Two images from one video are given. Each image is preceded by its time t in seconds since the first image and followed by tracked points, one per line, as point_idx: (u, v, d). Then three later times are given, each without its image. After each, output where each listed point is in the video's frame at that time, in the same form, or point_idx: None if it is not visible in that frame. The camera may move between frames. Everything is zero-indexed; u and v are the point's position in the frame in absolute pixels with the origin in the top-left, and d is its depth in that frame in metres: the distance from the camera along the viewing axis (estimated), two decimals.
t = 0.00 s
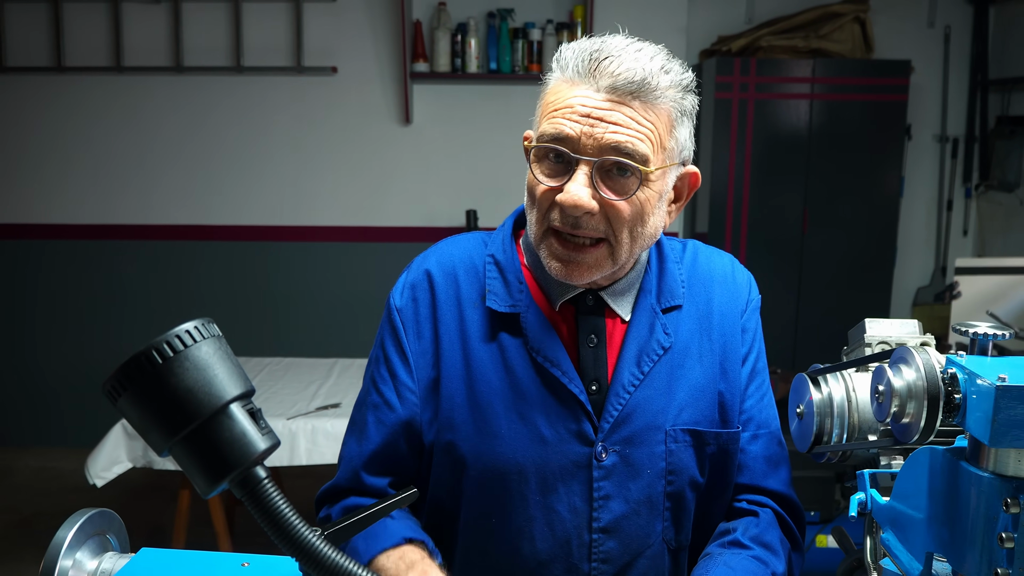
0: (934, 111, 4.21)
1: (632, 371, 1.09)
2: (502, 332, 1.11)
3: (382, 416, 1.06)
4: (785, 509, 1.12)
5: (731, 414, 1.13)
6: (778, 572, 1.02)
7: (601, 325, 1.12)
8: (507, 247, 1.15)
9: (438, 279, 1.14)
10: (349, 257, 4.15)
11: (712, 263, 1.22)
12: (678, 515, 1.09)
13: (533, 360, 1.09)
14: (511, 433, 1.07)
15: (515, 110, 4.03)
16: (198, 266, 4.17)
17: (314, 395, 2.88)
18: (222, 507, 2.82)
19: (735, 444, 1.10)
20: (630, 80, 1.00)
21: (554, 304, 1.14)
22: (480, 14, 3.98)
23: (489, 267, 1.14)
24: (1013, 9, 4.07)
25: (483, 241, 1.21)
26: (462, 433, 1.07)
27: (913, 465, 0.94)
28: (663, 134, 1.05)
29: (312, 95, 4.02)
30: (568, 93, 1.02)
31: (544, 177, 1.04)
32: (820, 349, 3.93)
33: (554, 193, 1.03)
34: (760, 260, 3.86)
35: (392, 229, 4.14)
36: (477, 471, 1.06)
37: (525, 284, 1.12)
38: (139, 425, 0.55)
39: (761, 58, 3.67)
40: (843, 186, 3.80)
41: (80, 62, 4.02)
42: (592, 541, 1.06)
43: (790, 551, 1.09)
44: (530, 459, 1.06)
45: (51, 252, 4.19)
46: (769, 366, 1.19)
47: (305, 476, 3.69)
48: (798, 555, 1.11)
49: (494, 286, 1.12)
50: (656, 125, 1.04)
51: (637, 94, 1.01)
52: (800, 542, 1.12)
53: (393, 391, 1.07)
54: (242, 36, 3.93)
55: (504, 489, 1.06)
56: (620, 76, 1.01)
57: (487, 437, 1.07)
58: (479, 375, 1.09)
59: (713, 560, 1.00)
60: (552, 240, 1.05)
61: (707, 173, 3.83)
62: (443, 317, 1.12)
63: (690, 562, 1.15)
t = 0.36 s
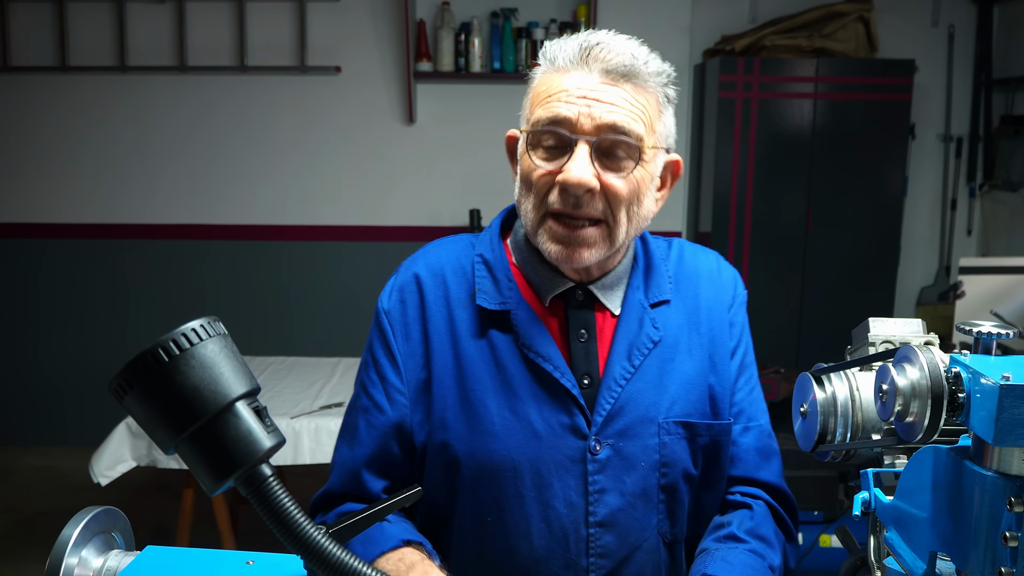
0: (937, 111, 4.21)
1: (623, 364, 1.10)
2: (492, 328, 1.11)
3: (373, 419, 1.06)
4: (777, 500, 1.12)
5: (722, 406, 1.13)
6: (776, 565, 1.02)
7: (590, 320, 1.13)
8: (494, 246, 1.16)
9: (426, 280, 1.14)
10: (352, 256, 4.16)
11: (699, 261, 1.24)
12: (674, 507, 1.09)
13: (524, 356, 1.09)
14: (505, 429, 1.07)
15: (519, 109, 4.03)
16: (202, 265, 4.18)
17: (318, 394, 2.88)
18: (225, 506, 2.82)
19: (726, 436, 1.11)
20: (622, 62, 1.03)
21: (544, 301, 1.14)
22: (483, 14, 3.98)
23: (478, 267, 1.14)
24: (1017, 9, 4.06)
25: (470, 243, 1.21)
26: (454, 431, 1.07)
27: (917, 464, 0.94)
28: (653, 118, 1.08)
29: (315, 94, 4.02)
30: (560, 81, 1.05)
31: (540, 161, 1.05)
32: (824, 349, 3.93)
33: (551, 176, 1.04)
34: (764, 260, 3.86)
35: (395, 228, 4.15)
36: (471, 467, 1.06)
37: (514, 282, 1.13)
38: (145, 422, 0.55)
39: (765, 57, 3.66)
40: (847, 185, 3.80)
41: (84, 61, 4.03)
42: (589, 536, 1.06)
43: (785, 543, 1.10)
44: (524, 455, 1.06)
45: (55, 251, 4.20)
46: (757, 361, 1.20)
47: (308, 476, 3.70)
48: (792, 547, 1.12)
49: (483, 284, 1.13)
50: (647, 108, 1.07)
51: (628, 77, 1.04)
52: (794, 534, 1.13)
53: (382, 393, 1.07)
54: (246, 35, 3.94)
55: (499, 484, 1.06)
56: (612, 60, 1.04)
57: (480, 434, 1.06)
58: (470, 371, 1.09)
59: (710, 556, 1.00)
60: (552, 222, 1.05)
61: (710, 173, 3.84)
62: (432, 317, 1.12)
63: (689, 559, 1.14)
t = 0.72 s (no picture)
0: (935, 113, 4.22)
1: (590, 362, 1.10)
2: (460, 325, 1.11)
3: (346, 414, 1.04)
4: (745, 499, 1.12)
5: (687, 405, 1.14)
6: (752, 559, 1.04)
7: (557, 316, 1.13)
8: (463, 245, 1.16)
9: (395, 276, 1.14)
10: (350, 258, 4.16)
11: (663, 265, 1.24)
12: (638, 504, 1.11)
13: (492, 353, 1.10)
14: (472, 427, 1.07)
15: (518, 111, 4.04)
16: (200, 267, 4.18)
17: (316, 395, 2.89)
18: (223, 506, 2.82)
19: (691, 433, 1.12)
20: (596, 55, 1.06)
21: (511, 298, 1.14)
22: (482, 16, 3.99)
23: (447, 265, 1.14)
24: (1014, 11, 4.08)
25: (438, 243, 1.21)
26: (422, 428, 1.07)
27: (910, 463, 0.94)
28: (626, 113, 1.10)
29: (314, 96, 4.03)
30: (535, 75, 1.06)
31: (517, 153, 1.06)
32: (822, 351, 3.93)
33: (529, 167, 1.05)
34: (762, 261, 3.87)
35: (393, 230, 4.15)
36: (437, 466, 1.06)
37: (483, 280, 1.13)
38: (141, 420, 0.56)
39: (763, 60, 3.67)
40: (846, 187, 3.81)
41: (84, 63, 4.03)
42: (554, 533, 1.06)
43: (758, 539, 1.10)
44: (490, 453, 1.06)
45: (53, 252, 4.20)
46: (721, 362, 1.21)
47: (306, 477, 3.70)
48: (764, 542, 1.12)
49: (452, 282, 1.13)
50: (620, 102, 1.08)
51: (602, 70, 1.06)
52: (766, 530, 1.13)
53: (357, 389, 1.05)
54: (246, 37, 3.95)
55: (466, 483, 1.06)
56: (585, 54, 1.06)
57: (446, 432, 1.07)
58: (438, 370, 1.09)
59: (689, 555, 1.01)
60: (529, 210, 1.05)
61: (708, 175, 3.84)
62: (401, 314, 1.12)
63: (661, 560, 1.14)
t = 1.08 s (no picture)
0: (931, 114, 4.23)
1: (564, 373, 1.10)
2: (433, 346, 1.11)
3: (328, 442, 1.04)
4: (729, 488, 1.15)
5: (660, 401, 1.16)
6: (736, 544, 1.05)
7: (531, 330, 1.13)
8: (429, 259, 1.15)
9: (362, 296, 1.13)
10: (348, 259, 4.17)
11: (629, 256, 1.26)
12: (622, 505, 1.13)
13: (467, 373, 1.09)
14: (452, 448, 1.07)
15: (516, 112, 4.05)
16: (199, 268, 4.19)
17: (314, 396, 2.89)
18: (221, 506, 2.82)
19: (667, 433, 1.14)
20: (560, 76, 1.02)
21: (482, 312, 1.13)
22: (480, 17, 4.00)
23: (414, 281, 1.13)
24: (1010, 12, 4.09)
25: (401, 252, 1.20)
26: (401, 449, 1.07)
27: (901, 462, 0.96)
28: (591, 128, 1.07)
29: (311, 98, 4.04)
30: (498, 96, 1.02)
31: (484, 183, 1.04)
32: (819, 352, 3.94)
33: (497, 198, 1.04)
34: (759, 263, 3.88)
35: (391, 231, 4.16)
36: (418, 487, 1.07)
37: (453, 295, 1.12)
38: (137, 418, 0.56)
39: (760, 61, 3.68)
40: (843, 188, 3.81)
41: (82, 64, 4.03)
42: (540, 542, 1.08)
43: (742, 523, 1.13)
44: (472, 470, 1.07)
45: (51, 254, 4.20)
46: (689, 349, 1.23)
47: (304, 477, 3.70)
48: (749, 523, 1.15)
49: (421, 301, 1.12)
50: (585, 119, 1.06)
51: (566, 90, 1.03)
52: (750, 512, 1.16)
53: (336, 415, 1.05)
54: (243, 39, 3.95)
55: (450, 501, 1.07)
56: (548, 73, 1.02)
57: (424, 452, 1.07)
58: (414, 391, 1.09)
59: (675, 546, 1.01)
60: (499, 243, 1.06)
61: (705, 176, 3.85)
62: (372, 334, 1.11)
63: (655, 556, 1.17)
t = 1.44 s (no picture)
0: (929, 113, 4.24)
1: (609, 363, 1.10)
2: (484, 330, 1.11)
3: (383, 416, 1.06)
4: (769, 490, 1.12)
5: (705, 398, 1.14)
6: (765, 548, 1.04)
7: (578, 320, 1.12)
8: (485, 246, 1.15)
9: (419, 280, 1.14)
10: (347, 257, 4.17)
11: (684, 250, 1.23)
12: (664, 499, 1.11)
13: (514, 357, 1.10)
14: (496, 430, 1.08)
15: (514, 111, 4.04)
16: (198, 266, 4.19)
17: (312, 394, 2.89)
18: (220, 504, 2.82)
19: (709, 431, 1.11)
20: (602, 69, 1.01)
21: (533, 301, 1.13)
22: (478, 16, 4.00)
23: (468, 267, 1.14)
24: (1008, 11, 4.09)
25: (461, 239, 1.20)
26: (450, 428, 1.09)
27: (898, 457, 0.96)
28: (635, 121, 1.05)
29: (310, 96, 4.04)
30: (541, 92, 1.02)
31: (529, 176, 1.03)
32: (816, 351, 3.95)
33: (541, 190, 1.03)
34: (756, 262, 3.88)
35: (389, 229, 4.16)
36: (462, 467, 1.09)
37: (504, 282, 1.13)
38: (136, 412, 0.56)
39: (758, 60, 3.69)
40: (840, 187, 3.82)
41: (79, 62, 4.03)
42: (579, 529, 1.08)
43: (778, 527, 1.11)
44: (516, 453, 1.08)
45: (49, 252, 4.20)
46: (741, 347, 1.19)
47: (302, 475, 3.70)
48: (786, 530, 1.13)
49: (473, 286, 1.12)
50: (628, 112, 1.04)
51: (609, 83, 1.01)
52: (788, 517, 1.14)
53: (393, 390, 1.07)
54: (242, 37, 3.95)
55: (493, 482, 1.08)
56: (590, 67, 1.01)
57: (470, 434, 1.09)
58: (464, 373, 1.10)
59: (700, 544, 1.02)
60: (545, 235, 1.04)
61: (703, 175, 3.86)
62: (427, 316, 1.13)
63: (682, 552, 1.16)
